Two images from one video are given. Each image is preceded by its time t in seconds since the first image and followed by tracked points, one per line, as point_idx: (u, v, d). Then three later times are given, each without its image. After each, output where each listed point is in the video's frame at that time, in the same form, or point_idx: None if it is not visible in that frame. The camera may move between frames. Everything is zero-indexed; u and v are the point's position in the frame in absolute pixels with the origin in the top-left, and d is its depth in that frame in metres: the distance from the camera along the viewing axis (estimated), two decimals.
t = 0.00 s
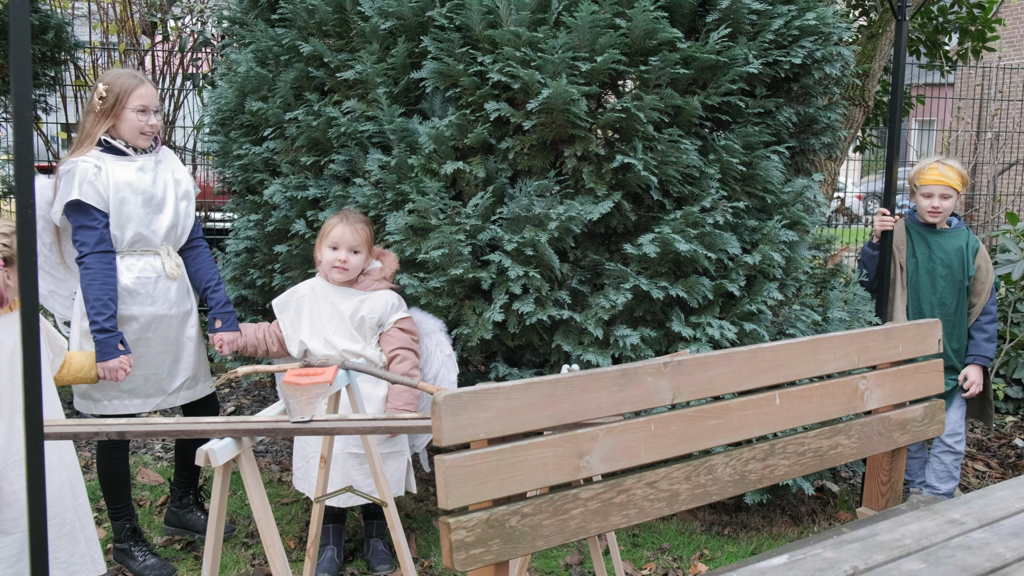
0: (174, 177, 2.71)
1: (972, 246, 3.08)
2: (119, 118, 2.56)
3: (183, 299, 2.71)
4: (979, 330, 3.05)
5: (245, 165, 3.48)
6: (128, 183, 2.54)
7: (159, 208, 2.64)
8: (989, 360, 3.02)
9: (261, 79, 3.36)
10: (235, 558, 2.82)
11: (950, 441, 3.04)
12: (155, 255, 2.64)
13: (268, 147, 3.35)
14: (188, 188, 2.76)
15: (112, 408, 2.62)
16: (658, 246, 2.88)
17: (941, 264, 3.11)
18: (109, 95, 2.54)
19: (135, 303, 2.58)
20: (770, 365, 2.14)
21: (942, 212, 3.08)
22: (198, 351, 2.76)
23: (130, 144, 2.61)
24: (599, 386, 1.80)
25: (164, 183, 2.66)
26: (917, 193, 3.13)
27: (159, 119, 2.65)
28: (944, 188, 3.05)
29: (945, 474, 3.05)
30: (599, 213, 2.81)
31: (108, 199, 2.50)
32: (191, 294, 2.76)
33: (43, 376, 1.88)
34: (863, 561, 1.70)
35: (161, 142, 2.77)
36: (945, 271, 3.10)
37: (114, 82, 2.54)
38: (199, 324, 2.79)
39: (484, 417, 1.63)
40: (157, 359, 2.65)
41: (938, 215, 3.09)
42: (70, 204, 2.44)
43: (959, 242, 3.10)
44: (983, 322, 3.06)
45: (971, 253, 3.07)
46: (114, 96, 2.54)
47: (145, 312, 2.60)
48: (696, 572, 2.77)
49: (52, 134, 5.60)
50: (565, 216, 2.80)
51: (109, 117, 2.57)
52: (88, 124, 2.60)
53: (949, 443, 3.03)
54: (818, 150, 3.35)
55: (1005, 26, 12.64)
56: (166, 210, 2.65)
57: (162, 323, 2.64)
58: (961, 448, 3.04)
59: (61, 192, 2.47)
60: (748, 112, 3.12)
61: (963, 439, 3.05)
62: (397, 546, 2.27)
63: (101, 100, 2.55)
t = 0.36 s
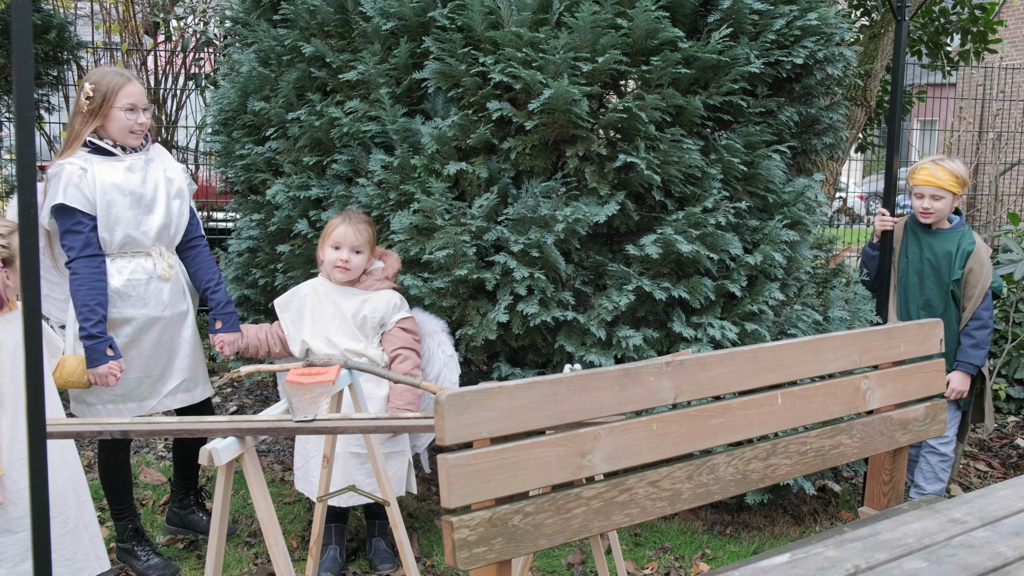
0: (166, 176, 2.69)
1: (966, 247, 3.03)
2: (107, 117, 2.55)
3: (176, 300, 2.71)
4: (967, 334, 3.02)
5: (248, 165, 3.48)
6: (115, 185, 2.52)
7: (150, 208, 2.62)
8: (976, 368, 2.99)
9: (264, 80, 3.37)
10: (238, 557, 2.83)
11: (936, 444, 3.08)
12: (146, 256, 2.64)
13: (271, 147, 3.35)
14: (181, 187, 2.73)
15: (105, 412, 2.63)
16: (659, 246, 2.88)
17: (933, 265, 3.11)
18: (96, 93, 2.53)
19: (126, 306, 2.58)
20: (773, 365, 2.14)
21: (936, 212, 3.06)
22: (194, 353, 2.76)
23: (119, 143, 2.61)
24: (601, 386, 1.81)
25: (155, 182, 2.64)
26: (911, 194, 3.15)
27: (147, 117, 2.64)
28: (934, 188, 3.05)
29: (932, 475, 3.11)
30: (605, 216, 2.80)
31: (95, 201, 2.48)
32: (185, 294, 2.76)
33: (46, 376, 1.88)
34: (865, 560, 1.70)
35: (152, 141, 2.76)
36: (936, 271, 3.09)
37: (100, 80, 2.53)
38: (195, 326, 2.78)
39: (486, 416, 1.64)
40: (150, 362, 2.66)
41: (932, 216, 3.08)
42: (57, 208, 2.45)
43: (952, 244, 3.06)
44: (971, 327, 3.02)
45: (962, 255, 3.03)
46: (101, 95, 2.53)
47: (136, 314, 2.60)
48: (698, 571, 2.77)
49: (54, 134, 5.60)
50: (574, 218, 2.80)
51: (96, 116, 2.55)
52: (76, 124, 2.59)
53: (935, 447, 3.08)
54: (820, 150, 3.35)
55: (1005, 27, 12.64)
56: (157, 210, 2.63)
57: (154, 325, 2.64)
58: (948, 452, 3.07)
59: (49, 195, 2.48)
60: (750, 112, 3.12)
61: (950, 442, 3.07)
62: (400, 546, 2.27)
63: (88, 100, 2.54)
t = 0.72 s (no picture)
0: (167, 179, 2.72)
1: (955, 254, 3.06)
2: (111, 122, 2.58)
3: (181, 301, 2.74)
4: (951, 342, 3.04)
5: (253, 167, 3.52)
6: (118, 189, 2.55)
7: (153, 211, 2.66)
8: (958, 376, 3.02)
9: (269, 83, 3.40)
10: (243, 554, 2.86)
11: (936, 442, 3.15)
12: (151, 259, 2.67)
13: (276, 149, 3.39)
14: (182, 189, 2.77)
15: (117, 413, 2.69)
16: (659, 247, 2.91)
17: (924, 269, 3.17)
18: (100, 99, 2.55)
19: (131, 308, 2.61)
20: (771, 364, 2.18)
21: (930, 216, 3.09)
22: (202, 352, 2.80)
23: (121, 147, 2.64)
24: (603, 384, 1.84)
25: (157, 185, 2.67)
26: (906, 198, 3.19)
27: (151, 121, 2.69)
28: (926, 193, 3.09)
29: (931, 471, 3.18)
30: (604, 215, 2.84)
31: (99, 206, 2.51)
32: (190, 294, 2.79)
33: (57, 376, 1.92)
34: (862, 555, 1.74)
35: (153, 146, 2.79)
36: (926, 275, 3.16)
37: (102, 87, 2.55)
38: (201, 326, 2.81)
39: (490, 414, 1.67)
40: (158, 362, 2.69)
41: (926, 220, 3.11)
42: (58, 212, 2.46)
43: (943, 251, 3.10)
44: (956, 335, 3.03)
45: (950, 262, 3.07)
46: (105, 100, 2.56)
47: (141, 316, 2.63)
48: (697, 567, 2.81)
49: (60, 135, 5.65)
50: (572, 218, 2.83)
51: (100, 121, 2.58)
52: (78, 129, 2.60)
53: (933, 445, 3.16)
54: (817, 152, 3.40)
55: (1003, 30, 12.70)
56: (160, 213, 2.67)
57: (160, 327, 2.67)
58: (948, 451, 3.15)
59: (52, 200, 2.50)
60: (749, 115, 3.16)
61: (949, 442, 3.15)
62: (404, 542, 2.30)
63: (90, 106, 2.56)
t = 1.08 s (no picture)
0: (179, 180, 2.72)
1: (958, 256, 3.07)
2: (126, 125, 2.60)
3: (198, 299, 2.75)
4: (952, 344, 3.05)
5: (257, 168, 3.53)
6: (135, 190, 2.57)
7: (169, 211, 2.68)
8: (959, 380, 3.02)
9: (273, 84, 3.41)
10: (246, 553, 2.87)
11: (933, 443, 3.17)
12: (169, 258, 2.69)
13: (280, 150, 3.41)
14: (194, 189, 2.78)
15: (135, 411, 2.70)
16: (662, 247, 2.92)
17: (926, 270, 3.19)
18: (115, 101, 2.57)
19: (147, 308, 2.62)
20: (773, 364, 2.19)
21: (935, 217, 3.10)
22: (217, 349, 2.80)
23: (134, 149, 2.65)
24: (605, 383, 1.85)
25: (171, 185, 2.68)
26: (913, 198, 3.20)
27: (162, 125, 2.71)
28: (932, 193, 3.10)
29: (930, 474, 3.19)
30: (608, 216, 2.85)
31: (116, 208, 2.53)
32: (206, 293, 2.80)
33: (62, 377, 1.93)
34: (864, 554, 1.75)
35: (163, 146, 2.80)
36: (926, 276, 3.18)
37: (118, 89, 2.57)
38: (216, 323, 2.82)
39: (493, 413, 1.68)
40: (174, 360, 2.70)
41: (931, 220, 3.12)
42: (76, 216, 2.47)
43: (945, 252, 3.11)
44: (957, 338, 3.04)
45: (952, 263, 3.08)
46: (120, 102, 2.58)
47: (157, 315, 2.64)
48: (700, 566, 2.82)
49: (65, 137, 5.68)
50: (576, 219, 2.84)
51: (115, 124, 2.59)
52: (90, 130, 2.61)
53: (930, 446, 3.17)
54: (819, 153, 3.41)
55: (1004, 31, 12.72)
56: (175, 212, 2.69)
57: (175, 325, 2.68)
58: (945, 451, 3.16)
59: (67, 203, 2.49)
60: (751, 115, 3.17)
61: (946, 443, 3.16)
62: (407, 541, 2.30)
63: (106, 108, 2.58)
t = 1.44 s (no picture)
0: (181, 181, 2.72)
1: (970, 259, 3.07)
2: (126, 121, 2.61)
3: (188, 303, 2.73)
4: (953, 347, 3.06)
5: (259, 168, 3.54)
6: (126, 191, 2.57)
7: (164, 212, 2.66)
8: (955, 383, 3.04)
9: (274, 84, 3.42)
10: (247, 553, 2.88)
11: (929, 447, 3.18)
12: (158, 259, 2.67)
13: (282, 150, 3.41)
14: (197, 191, 2.77)
15: (120, 412, 2.69)
16: (662, 247, 2.93)
17: (934, 272, 3.18)
18: (115, 98, 2.59)
19: (134, 309, 2.62)
20: (774, 364, 2.18)
21: (949, 217, 3.10)
22: (208, 355, 2.78)
23: (135, 148, 2.66)
24: (606, 383, 1.85)
25: (169, 187, 2.67)
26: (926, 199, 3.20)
27: (167, 121, 2.71)
28: (945, 193, 3.10)
29: (928, 478, 3.19)
30: (609, 216, 2.85)
31: (105, 208, 2.55)
32: (200, 297, 2.78)
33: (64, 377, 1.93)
34: (865, 555, 1.75)
35: (171, 146, 2.82)
36: (934, 277, 3.18)
37: (119, 85, 2.59)
38: (209, 328, 2.80)
39: (493, 413, 1.68)
40: (162, 363, 2.69)
41: (945, 221, 3.12)
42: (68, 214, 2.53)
43: (958, 254, 3.11)
44: (958, 341, 3.05)
45: (964, 266, 3.07)
46: (120, 99, 2.59)
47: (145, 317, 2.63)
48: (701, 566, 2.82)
49: (68, 137, 5.70)
50: (577, 219, 2.84)
51: (115, 120, 2.61)
52: (94, 128, 2.64)
53: (926, 451, 3.19)
54: (820, 153, 3.40)
55: (1006, 32, 12.72)
56: (169, 214, 2.66)
57: (164, 328, 2.67)
58: (942, 456, 3.17)
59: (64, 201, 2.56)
60: (752, 115, 3.18)
61: (943, 447, 3.17)
62: (408, 541, 2.30)
63: (106, 104, 2.60)
